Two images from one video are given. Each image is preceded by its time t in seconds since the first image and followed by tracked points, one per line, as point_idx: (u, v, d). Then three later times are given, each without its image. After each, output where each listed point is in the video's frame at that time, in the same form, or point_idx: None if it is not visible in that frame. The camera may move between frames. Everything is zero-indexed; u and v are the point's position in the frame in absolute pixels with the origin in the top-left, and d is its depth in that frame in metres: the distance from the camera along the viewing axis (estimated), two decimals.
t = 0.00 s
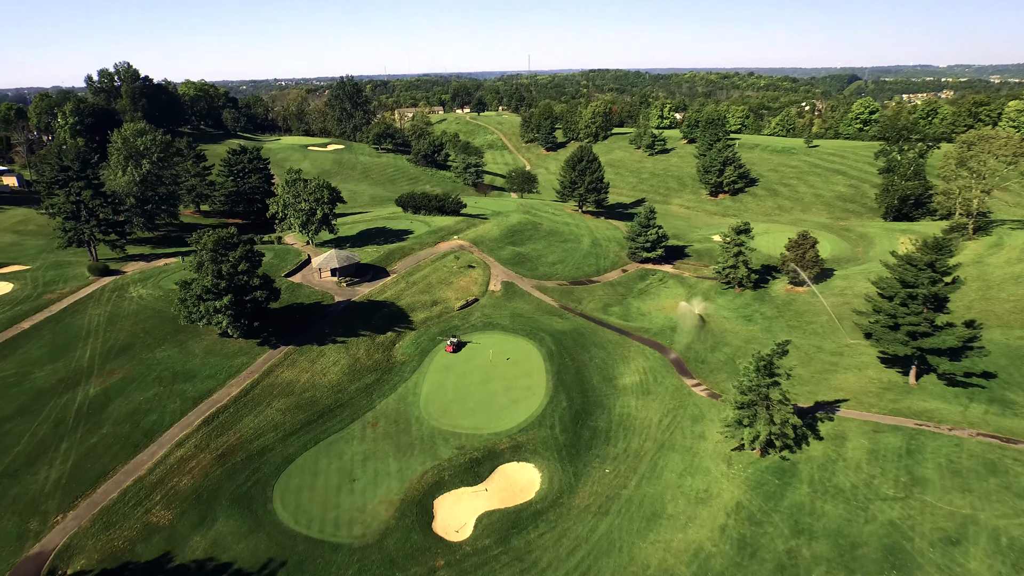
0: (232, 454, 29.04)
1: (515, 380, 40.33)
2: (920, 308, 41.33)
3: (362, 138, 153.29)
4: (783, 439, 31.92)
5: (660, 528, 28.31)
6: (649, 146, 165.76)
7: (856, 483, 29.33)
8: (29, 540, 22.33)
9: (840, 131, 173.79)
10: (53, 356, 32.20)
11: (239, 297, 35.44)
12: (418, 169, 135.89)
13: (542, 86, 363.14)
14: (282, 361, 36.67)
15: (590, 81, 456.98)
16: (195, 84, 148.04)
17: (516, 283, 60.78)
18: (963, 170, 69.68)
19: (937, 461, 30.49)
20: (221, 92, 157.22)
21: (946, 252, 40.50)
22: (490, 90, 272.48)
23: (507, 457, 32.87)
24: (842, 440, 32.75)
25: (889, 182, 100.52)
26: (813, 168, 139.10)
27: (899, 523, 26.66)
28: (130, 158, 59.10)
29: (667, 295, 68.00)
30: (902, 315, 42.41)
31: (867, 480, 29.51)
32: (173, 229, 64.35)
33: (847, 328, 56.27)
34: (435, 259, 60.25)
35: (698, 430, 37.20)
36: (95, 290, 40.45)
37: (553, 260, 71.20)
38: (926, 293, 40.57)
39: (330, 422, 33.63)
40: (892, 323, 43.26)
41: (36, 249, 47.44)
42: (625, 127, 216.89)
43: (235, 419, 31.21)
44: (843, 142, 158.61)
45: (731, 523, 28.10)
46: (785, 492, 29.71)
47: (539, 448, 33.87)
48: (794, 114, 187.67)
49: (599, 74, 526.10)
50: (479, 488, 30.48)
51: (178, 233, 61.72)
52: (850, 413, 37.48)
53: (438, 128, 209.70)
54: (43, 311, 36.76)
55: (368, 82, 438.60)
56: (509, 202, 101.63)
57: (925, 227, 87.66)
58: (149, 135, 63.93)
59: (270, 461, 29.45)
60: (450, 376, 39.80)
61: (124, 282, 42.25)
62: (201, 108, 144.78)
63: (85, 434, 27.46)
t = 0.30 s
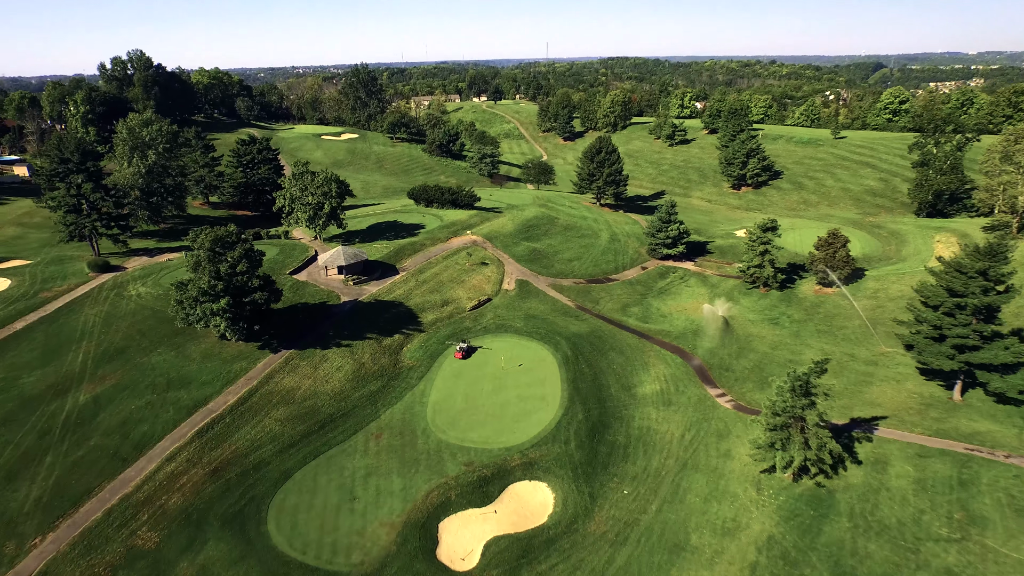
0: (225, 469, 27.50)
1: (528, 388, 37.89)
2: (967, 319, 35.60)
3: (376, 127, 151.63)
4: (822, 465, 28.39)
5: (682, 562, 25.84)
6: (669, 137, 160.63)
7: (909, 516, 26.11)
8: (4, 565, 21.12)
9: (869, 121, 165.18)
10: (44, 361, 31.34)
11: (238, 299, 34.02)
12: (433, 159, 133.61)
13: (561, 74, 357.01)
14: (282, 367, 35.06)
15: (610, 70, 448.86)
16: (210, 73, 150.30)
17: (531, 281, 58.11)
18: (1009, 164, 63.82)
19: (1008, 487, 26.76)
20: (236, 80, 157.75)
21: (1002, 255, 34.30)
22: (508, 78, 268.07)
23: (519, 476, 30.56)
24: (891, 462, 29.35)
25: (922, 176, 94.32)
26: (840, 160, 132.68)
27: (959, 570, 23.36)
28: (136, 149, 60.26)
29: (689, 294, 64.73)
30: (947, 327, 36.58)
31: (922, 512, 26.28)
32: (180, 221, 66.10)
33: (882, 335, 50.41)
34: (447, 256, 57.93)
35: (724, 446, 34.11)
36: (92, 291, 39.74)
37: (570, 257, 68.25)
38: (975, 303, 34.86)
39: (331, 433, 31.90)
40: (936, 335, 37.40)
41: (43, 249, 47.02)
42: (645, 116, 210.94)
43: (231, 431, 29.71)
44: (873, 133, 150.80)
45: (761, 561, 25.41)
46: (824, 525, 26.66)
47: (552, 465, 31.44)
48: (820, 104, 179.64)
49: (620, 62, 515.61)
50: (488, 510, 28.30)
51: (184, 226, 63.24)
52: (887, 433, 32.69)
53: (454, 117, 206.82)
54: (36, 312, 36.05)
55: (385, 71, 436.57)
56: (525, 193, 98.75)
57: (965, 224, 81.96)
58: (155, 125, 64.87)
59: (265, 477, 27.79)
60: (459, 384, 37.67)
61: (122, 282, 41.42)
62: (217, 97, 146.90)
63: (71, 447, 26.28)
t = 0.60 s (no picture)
0: (210, 489, 25.82)
1: (536, 398, 35.67)
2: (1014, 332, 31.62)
3: (382, 116, 149.02)
4: (856, 494, 25.80)
5: None
6: (682, 127, 156.02)
7: (958, 557, 23.46)
8: None
9: (890, 112, 158.87)
10: (24, 368, 29.85)
11: (228, 304, 32.29)
12: (440, 149, 130.85)
13: (571, 62, 349.74)
14: (275, 376, 33.28)
15: (622, 57, 440.98)
16: (215, 61, 149.07)
17: (540, 280, 55.63)
18: None
19: None
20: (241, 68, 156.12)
21: None
22: (518, 66, 263.40)
23: (525, 497, 28.49)
24: (933, 491, 26.77)
25: (949, 170, 89.59)
26: (860, 151, 127.56)
27: None
28: (132, 141, 58.58)
29: (704, 294, 61.94)
30: (989, 338, 32.65)
31: (971, 553, 23.56)
32: (177, 214, 65.17)
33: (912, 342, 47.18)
34: (452, 253, 55.54)
35: (746, 465, 31.67)
36: (80, 291, 38.17)
37: (580, 253, 65.55)
38: None
39: (326, 448, 30.07)
40: (975, 347, 33.52)
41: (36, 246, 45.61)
42: (658, 105, 205.43)
43: (218, 446, 27.98)
44: (895, 124, 144.92)
45: None
46: (859, 563, 24.24)
47: (561, 485, 29.29)
48: (838, 93, 173.37)
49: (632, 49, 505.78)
50: (490, 538, 26.24)
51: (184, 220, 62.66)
52: (926, 455, 29.55)
53: (463, 106, 203.30)
54: (20, 314, 34.55)
55: (393, 58, 430.53)
56: (534, 186, 95.88)
57: (997, 221, 77.49)
58: (152, 116, 63.26)
59: (253, 498, 26.03)
60: (462, 393, 35.55)
61: (112, 281, 39.84)
62: (222, 85, 145.65)
63: (46, 466, 24.73)
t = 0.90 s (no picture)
0: (191, 515, 23.91)
1: (543, 411, 33.54)
2: None
3: (386, 106, 146.08)
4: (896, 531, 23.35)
5: None
6: (692, 117, 151.85)
7: None
8: None
9: (908, 102, 153.60)
10: None
11: (214, 311, 30.33)
12: (445, 139, 127.87)
13: (579, 50, 343.36)
14: (265, 387, 31.36)
15: (630, 45, 433.71)
16: (216, 49, 146.69)
17: (547, 280, 53.18)
18: None
19: None
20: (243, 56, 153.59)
21: None
22: (525, 54, 258.59)
23: (530, 524, 26.41)
24: (980, 527, 24.39)
25: (975, 164, 85.58)
26: (877, 143, 122.98)
27: None
28: (124, 132, 56.39)
29: (719, 294, 59.31)
30: None
31: None
32: (173, 208, 63.62)
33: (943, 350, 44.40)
34: (455, 251, 53.17)
35: (769, 489, 29.41)
36: (63, 292, 36.33)
37: (589, 250, 62.91)
38: None
39: (317, 466, 28.10)
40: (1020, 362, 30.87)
41: (22, 243, 43.90)
42: (668, 94, 200.45)
43: (201, 467, 26.05)
44: (913, 114, 139.88)
45: None
46: None
47: (569, 511, 27.20)
48: (852, 82, 168.27)
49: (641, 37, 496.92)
50: (493, 570, 24.21)
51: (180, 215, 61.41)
52: (967, 483, 27.23)
53: (469, 95, 199.54)
54: None
55: (400, 46, 425.07)
56: (541, 178, 92.98)
57: None
58: (145, 106, 61.20)
59: (237, 525, 24.11)
60: (464, 406, 33.35)
61: (97, 282, 37.99)
62: (223, 73, 143.39)
63: (13, 490, 22.94)
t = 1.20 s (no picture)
0: (171, 546, 22.06)
1: (552, 427, 31.35)
2: None
3: (392, 94, 143.15)
4: None
5: None
6: (706, 108, 147.30)
7: None
8: None
9: (930, 91, 147.80)
10: None
11: (201, 319, 28.36)
12: (452, 129, 124.95)
13: (589, 37, 336.41)
14: (256, 401, 29.43)
15: (641, 32, 425.22)
16: (220, 36, 144.45)
17: (557, 280, 50.74)
18: None
19: None
20: (247, 43, 151.15)
21: None
22: (534, 41, 253.51)
23: (539, 557, 24.36)
24: None
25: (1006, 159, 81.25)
26: (899, 135, 118.05)
27: None
28: (119, 123, 55.22)
29: (737, 295, 56.54)
30: None
31: None
32: (170, 202, 62.49)
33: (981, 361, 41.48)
34: (460, 250, 50.76)
35: (797, 520, 27.14)
36: (47, 294, 34.64)
37: (600, 247, 60.27)
38: None
39: (310, 488, 26.14)
40: None
41: (11, 241, 42.26)
42: (680, 83, 195.12)
43: (184, 490, 24.19)
44: (936, 105, 134.45)
45: None
46: None
47: (580, 543, 25.12)
48: (871, 71, 162.44)
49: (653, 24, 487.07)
50: None
51: (176, 210, 60.46)
52: (1021, 520, 24.97)
53: (477, 83, 195.70)
54: None
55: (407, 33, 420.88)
56: (550, 170, 90.07)
57: None
58: (140, 96, 59.51)
59: (221, 557, 22.23)
60: (468, 421, 31.25)
61: (84, 283, 36.30)
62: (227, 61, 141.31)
63: None
